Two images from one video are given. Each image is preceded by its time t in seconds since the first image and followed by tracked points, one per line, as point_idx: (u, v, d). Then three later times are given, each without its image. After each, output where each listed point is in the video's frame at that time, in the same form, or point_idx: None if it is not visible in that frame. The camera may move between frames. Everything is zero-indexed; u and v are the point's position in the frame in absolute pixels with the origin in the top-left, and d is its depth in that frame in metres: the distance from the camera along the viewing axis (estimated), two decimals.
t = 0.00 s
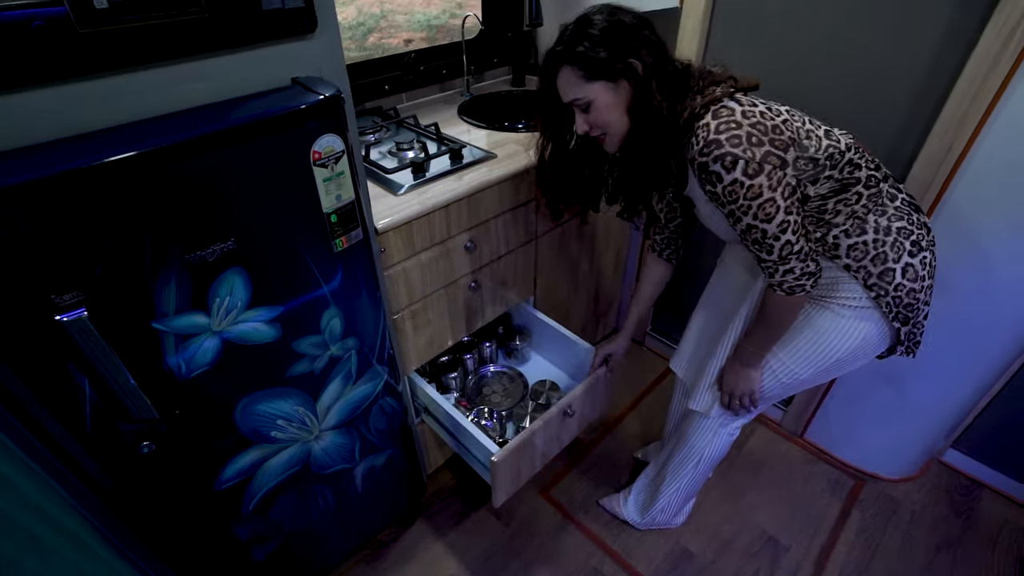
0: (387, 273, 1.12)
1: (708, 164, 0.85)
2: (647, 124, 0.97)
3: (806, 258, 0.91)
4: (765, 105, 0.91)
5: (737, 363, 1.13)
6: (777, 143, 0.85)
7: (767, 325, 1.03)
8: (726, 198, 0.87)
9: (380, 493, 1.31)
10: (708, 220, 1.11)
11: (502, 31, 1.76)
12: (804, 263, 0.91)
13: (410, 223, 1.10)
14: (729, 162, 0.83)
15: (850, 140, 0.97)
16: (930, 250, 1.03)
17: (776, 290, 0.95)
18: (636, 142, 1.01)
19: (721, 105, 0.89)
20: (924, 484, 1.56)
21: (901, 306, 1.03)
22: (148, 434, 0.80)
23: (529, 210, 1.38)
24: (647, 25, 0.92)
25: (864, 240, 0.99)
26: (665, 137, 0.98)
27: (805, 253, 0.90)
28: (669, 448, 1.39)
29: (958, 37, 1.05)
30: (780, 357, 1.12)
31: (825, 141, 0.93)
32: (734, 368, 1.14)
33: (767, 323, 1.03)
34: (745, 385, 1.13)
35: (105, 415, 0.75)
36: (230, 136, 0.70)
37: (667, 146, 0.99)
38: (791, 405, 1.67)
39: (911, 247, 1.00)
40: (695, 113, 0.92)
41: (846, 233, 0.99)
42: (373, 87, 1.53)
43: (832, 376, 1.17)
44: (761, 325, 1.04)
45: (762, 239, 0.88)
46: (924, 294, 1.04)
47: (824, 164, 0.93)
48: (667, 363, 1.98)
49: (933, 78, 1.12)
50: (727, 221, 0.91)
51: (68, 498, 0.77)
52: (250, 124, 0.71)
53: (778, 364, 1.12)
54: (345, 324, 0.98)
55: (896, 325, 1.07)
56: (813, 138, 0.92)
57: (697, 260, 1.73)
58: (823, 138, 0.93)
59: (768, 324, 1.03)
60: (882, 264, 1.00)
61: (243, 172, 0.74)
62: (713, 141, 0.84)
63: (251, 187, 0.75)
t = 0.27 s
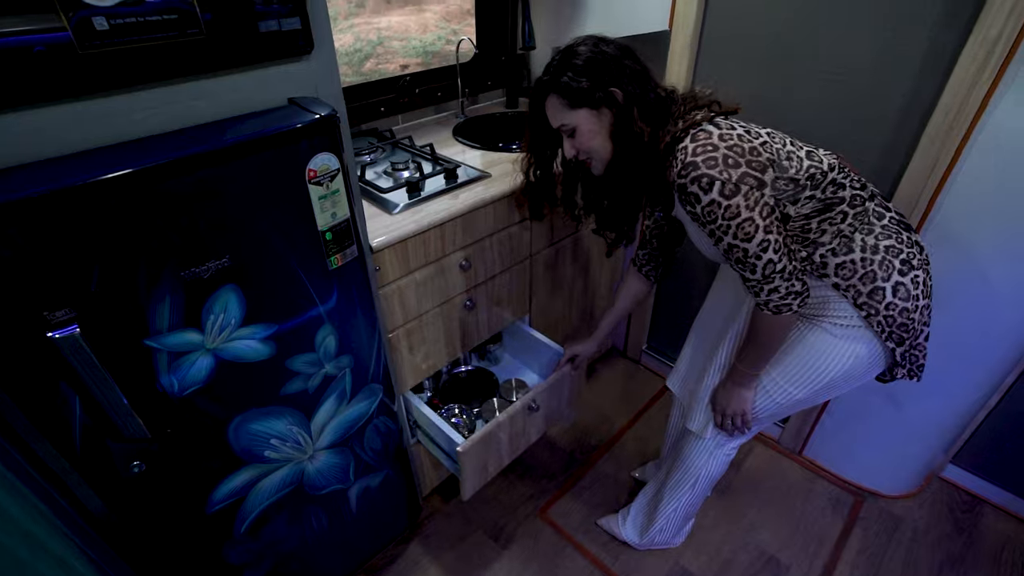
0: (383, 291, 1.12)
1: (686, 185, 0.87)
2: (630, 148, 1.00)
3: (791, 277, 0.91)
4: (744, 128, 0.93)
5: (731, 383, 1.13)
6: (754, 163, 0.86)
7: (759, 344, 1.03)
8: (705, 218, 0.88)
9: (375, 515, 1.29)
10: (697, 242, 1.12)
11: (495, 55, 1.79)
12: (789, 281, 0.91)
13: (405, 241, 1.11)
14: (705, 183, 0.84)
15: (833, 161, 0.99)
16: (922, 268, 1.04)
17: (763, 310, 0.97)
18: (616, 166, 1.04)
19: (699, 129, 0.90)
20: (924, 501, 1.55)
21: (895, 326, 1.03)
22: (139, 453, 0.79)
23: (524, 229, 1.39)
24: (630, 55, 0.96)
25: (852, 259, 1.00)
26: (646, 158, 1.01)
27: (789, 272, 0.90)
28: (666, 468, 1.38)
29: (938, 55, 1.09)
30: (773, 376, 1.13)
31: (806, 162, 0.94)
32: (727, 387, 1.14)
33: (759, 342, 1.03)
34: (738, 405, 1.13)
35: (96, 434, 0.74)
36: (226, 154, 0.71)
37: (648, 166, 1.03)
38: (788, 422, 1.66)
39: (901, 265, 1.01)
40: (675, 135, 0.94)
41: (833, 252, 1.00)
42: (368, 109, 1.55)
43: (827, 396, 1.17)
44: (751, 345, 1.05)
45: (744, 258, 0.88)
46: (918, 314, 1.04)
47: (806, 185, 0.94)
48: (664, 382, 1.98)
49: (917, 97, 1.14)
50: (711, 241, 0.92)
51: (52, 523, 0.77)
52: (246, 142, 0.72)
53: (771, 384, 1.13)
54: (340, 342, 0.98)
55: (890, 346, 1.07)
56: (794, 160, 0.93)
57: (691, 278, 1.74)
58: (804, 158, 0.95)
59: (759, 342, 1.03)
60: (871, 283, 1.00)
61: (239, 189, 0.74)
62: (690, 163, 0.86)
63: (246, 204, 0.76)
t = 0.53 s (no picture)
0: (381, 301, 1.14)
1: (665, 199, 0.89)
2: (611, 168, 1.03)
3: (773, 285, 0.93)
4: (721, 142, 0.94)
5: (723, 394, 1.14)
6: (730, 175, 0.88)
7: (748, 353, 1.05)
8: (686, 229, 0.90)
9: (372, 525, 1.29)
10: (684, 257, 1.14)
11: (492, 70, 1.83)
12: (772, 290, 0.93)
13: (402, 251, 1.13)
14: (683, 196, 0.86)
15: (811, 171, 1.01)
16: (905, 273, 1.06)
17: (750, 319, 0.98)
18: (596, 185, 1.08)
19: (676, 144, 0.93)
20: (922, 507, 1.55)
21: (883, 332, 1.04)
22: (138, 460, 0.80)
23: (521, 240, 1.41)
24: (610, 77, 0.98)
25: (836, 266, 1.02)
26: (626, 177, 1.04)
27: (771, 281, 0.92)
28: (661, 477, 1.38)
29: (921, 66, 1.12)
30: (764, 386, 1.14)
31: (784, 173, 0.96)
32: (718, 398, 1.15)
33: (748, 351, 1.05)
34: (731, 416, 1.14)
35: (95, 440, 0.75)
36: (226, 163, 0.73)
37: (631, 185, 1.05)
38: (785, 430, 1.66)
39: (884, 271, 1.03)
40: (654, 153, 0.97)
41: (817, 260, 1.02)
42: (368, 122, 1.58)
43: (820, 404, 1.18)
44: (741, 355, 1.07)
45: (726, 268, 0.90)
46: (906, 319, 1.05)
47: (784, 196, 0.96)
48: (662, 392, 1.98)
49: (901, 106, 1.18)
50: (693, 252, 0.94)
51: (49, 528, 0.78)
52: (247, 152, 0.74)
53: (763, 394, 1.14)
54: (338, 350, 0.99)
55: (880, 352, 1.08)
56: (772, 171, 0.95)
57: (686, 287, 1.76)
58: (781, 170, 0.97)
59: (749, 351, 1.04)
60: (856, 290, 1.02)
61: (239, 197, 0.76)
62: (668, 176, 0.88)
63: (246, 212, 0.78)
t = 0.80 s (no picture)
0: (380, 312, 1.17)
1: (642, 218, 0.93)
2: (587, 200, 1.07)
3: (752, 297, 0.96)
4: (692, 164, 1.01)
5: (708, 405, 1.17)
6: (702, 194, 0.93)
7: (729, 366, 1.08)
8: (663, 247, 0.93)
9: (370, 535, 1.29)
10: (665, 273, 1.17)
11: (488, 89, 1.89)
12: (751, 302, 0.96)
13: (401, 263, 1.15)
14: (658, 215, 0.90)
15: (780, 189, 1.06)
16: (882, 282, 1.09)
17: (732, 333, 1.01)
18: (575, 215, 1.12)
19: (649, 168, 0.98)
20: (916, 516, 1.56)
21: (864, 340, 1.07)
22: (143, 466, 0.81)
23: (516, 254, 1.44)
24: (587, 112, 1.03)
25: (813, 277, 1.05)
26: (605, 207, 1.08)
27: (750, 293, 0.95)
28: (653, 488, 1.40)
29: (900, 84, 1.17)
30: (750, 397, 1.16)
31: (754, 190, 1.02)
32: (704, 409, 1.18)
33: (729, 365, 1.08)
34: (716, 427, 1.17)
35: (102, 446, 0.77)
36: (233, 177, 0.76)
37: (609, 213, 1.09)
38: (780, 440, 1.68)
39: (861, 281, 1.06)
40: (630, 177, 1.01)
41: (794, 272, 1.06)
42: (367, 139, 1.62)
43: (808, 414, 1.20)
44: (723, 368, 1.09)
45: (705, 283, 0.93)
46: (885, 327, 1.08)
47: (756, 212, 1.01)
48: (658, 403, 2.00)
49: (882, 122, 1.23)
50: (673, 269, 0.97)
51: (56, 534, 0.80)
52: (254, 166, 0.78)
53: (750, 406, 1.16)
54: (338, 359, 1.01)
55: (863, 360, 1.10)
56: (741, 189, 1.01)
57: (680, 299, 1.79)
58: (751, 188, 1.02)
59: (729, 365, 1.07)
60: (835, 299, 1.05)
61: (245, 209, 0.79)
62: (643, 198, 0.93)
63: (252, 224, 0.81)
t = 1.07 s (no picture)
0: (382, 327, 1.17)
1: (630, 238, 0.94)
2: (576, 220, 1.09)
3: (744, 313, 0.97)
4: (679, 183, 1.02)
5: (704, 420, 1.18)
6: (689, 212, 0.94)
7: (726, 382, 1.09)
8: (653, 266, 0.94)
9: (372, 553, 1.28)
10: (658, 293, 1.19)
11: (487, 108, 1.92)
12: (742, 318, 0.97)
13: (403, 279, 1.16)
14: (647, 234, 0.91)
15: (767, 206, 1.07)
16: (873, 295, 1.11)
17: (725, 349, 1.03)
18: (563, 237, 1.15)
19: (636, 189, 0.99)
20: (919, 529, 1.56)
21: (858, 353, 1.08)
22: (145, 482, 0.81)
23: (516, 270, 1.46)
24: (577, 137, 1.06)
25: (803, 291, 1.07)
26: (592, 230, 1.11)
27: (740, 309, 0.96)
28: (653, 504, 1.39)
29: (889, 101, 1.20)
30: (746, 412, 1.17)
31: (741, 207, 1.04)
32: (701, 424, 1.18)
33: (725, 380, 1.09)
34: (713, 442, 1.18)
35: (105, 462, 0.77)
36: (241, 194, 0.77)
37: (598, 235, 1.11)
38: (780, 453, 1.68)
39: (852, 293, 1.08)
40: (620, 197, 1.03)
41: (784, 287, 1.07)
42: (368, 158, 1.65)
43: (804, 427, 1.21)
44: (720, 383, 1.10)
45: (695, 300, 0.94)
46: (878, 339, 1.10)
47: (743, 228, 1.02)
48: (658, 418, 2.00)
49: (872, 138, 1.26)
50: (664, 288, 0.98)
51: (58, 551, 0.80)
52: (261, 184, 0.79)
53: (746, 421, 1.17)
54: (341, 374, 1.02)
55: (857, 371, 1.11)
56: (728, 206, 1.03)
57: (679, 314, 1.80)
58: (738, 205, 1.03)
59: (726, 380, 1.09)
60: (825, 313, 1.07)
61: (252, 226, 0.80)
62: (631, 218, 0.94)
63: (258, 240, 0.82)
